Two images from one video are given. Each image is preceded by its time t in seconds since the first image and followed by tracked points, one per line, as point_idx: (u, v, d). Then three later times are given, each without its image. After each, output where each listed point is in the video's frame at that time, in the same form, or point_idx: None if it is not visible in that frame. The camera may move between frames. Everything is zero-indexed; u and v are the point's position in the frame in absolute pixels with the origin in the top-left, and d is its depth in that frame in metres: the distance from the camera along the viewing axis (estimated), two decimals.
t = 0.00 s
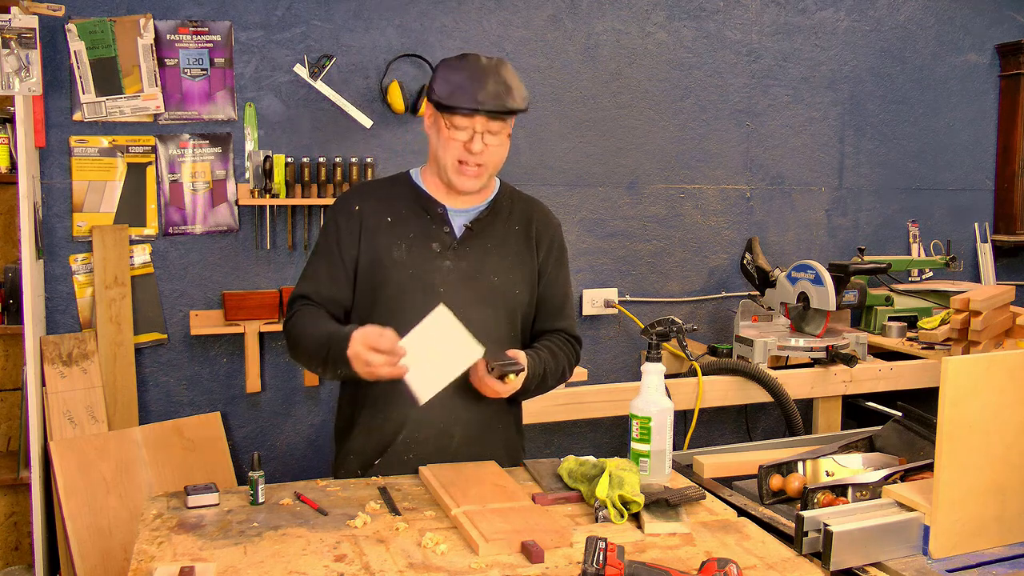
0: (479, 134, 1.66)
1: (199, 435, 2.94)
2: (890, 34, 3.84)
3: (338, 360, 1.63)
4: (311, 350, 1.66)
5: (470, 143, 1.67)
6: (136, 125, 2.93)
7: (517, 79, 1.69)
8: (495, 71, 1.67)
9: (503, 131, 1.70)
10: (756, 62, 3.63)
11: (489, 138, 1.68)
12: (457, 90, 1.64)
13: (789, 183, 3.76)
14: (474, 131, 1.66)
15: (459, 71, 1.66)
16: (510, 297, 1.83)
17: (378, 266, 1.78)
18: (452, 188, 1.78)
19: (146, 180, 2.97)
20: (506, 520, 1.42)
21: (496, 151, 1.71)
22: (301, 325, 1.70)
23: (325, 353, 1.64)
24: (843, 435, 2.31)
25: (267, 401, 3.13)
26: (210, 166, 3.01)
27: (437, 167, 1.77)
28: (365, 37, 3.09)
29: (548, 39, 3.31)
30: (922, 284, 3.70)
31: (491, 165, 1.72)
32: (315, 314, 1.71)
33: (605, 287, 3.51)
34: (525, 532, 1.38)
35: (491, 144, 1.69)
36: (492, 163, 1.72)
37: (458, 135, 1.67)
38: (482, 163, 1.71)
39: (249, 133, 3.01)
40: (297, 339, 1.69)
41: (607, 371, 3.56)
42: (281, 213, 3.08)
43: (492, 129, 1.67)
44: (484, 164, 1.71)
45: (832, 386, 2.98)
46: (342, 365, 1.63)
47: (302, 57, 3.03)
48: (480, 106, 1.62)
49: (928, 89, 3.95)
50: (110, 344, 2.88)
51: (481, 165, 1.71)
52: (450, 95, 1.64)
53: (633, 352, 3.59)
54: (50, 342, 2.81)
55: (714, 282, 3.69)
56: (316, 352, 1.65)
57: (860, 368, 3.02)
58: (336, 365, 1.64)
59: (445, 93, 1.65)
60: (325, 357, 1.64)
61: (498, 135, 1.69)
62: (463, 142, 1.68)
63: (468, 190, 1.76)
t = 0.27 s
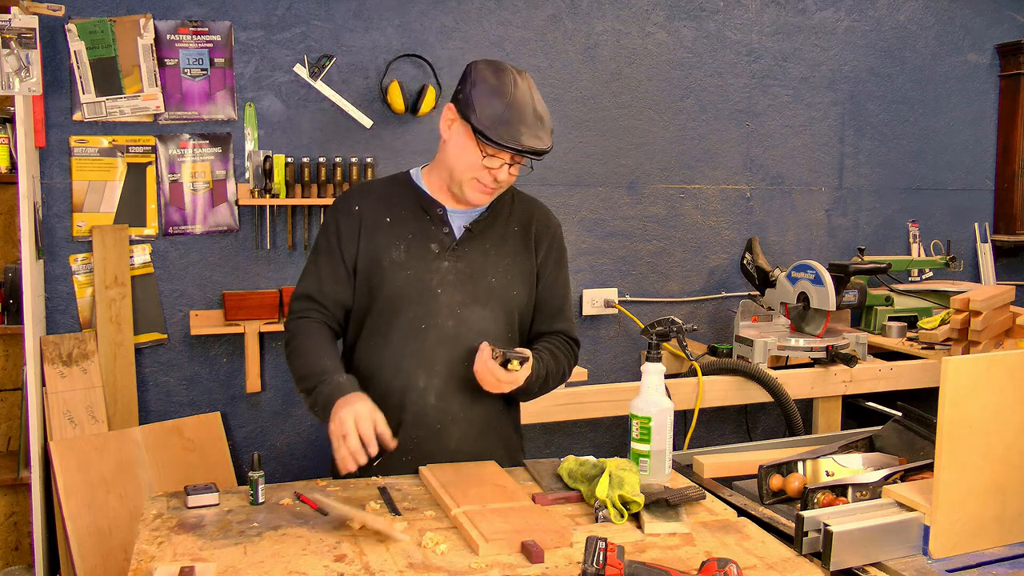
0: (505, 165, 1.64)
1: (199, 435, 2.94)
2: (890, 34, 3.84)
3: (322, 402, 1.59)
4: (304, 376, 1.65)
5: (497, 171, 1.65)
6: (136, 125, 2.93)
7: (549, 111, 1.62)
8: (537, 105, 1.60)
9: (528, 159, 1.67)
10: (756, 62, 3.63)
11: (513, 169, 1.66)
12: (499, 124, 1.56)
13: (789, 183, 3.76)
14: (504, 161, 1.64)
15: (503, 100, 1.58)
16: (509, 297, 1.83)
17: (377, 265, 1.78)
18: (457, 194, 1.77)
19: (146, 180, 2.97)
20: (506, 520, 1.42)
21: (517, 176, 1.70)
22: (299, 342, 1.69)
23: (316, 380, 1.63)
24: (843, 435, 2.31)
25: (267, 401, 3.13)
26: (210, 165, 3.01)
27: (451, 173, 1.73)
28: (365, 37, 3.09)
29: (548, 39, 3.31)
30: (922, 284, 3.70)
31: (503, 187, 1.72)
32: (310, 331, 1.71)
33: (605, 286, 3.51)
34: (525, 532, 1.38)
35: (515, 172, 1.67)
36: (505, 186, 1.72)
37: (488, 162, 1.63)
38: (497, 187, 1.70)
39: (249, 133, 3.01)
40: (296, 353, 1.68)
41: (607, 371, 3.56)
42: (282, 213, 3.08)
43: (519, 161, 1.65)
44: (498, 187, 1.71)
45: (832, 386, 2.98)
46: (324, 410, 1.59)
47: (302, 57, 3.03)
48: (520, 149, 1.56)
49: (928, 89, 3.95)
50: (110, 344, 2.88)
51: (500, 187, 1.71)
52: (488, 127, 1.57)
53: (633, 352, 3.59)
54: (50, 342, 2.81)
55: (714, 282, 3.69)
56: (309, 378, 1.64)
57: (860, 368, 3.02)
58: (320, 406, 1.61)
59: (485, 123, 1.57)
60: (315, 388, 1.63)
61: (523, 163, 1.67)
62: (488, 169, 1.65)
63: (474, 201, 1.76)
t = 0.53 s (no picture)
0: (499, 163, 1.63)
1: (199, 435, 2.94)
2: (890, 34, 3.84)
3: (362, 357, 1.62)
4: (327, 351, 1.65)
5: (490, 170, 1.64)
6: (136, 125, 2.93)
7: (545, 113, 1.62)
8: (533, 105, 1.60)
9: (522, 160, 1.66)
10: (756, 62, 3.63)
11: (508, 168, 1.65)
12: (492, 120, 1.56)
13: (789, 183, 3.76)
14: (497, 161, 1.62)
15: (497, 97, 1.57)
16: (509, 299, 1.83)
17: (377, 265, 1.78)
18: (455, 193, 1.77)
19: (146, 180, 2.97)
20: (506, 520, 1.42)
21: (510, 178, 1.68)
22: (312, 328, 1.68)
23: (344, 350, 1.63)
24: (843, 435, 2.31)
25: (267, 401, 3.13)
26: (210, 166, 3.02)
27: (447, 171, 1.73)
28: (365, 37, 3.09)
29: (548, 39, 3.31)
30: (922, 284, 3.71)
31: (500, 188, 1.70)
32: (321, 312, 1.71)
33: (605, 287, 3.51)
34: (525, 532, 1.38)
35: (508, 173, 1.66)
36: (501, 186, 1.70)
37: (481, 160, 1.62)
38: (493, 186, 1.69)
39: (249, 133, 3.01)
40: (308, 341, 1.68)
41: (607, 371, 3.56)
42: (282, 212, 3.08)
43: (513, 161, 1.63)
44: (493, 187, 1.69)
45: (832, 386, 2.99)
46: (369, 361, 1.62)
47: (302, 57, 3.03)
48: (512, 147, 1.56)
49: (928, 89, 3.95)
50: (110, 343, 2.88)
51: (492, 187, 1.69)
52: (483, 123, 1.56)
53: (633, 352, 3.59)
54: (50, 342, 2.81)
55: (714, 282, 3.69)
56: (334, 351, 1.64)
57: (860, 368, 3.02)
58: (359, 364, 1.62)
59: (478, 119, 1.57)
60: (344, 356, 1.63)
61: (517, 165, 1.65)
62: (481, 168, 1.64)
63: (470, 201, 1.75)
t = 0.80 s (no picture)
0: (498, 153, 1.61)
1: (199, 435, 2.94)
2: (890, 34, 3.84)
3: (383, 347, 1.62)
4: (343, 346, 1.65)
5: (489, 159, 1.62)
6: (136, 125, 2.93)
7: (537, 97, 1.62)
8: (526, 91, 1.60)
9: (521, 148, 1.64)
10: (756, 62, 3.63)
11: (507, 157, 1.63)
12: (484, 109, 1.56)
13: (789, 183, 3.76)
14: (495, 148, 1.61)
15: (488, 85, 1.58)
16: (509, 299, 1.83)
17: (377, 266, 1.78)
18: (455, 191, 1.75)
19: (146, 180, 2.97)
20: (506, 520, 1.42)
21: (511, 167, 1.66)
22: (323, 324, 1.69)
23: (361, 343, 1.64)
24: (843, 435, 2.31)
25: (267, 401, 3.13)
26: (210, 165, 3.01)
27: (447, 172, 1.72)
28: (365, 37, 3.09)
29: (548, 39, 3.31)
30: (922, 284, 3.71)
31: (501, 180, 1.69)
32: (329, 309, 1.72)
33: (605, 287, 3.51)
34: (525, 532, 1.38)
35: (509, 161, 1.64)
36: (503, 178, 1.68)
37: (479, 149, 1.61)
38: (494, 178, 1.67)
39: (249, 133, 3.01)
40: (317, 340, 1.68)
41: (607, 371, 3.56)
42: (282, 212, 3.08)
43: (512, 148, 1.62)
44: (495, 179, 1.67)
45: (832, 386, 2.98)
46: (388, 353, 1.62)
47: (302, 57, 3.03)
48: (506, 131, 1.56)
49: (927, 89, 3.95)
50: (110, 343, 2.88)
51: (494, 178, 1.67)
52: (476, 110, 1.57)
53: (633, 352, 3.59)
54: (50, 342, 2.81)
55: (714, 282, 3.69)
56: (351, 345, 1.65)
57: (860, 368, 3.02)
58: (378, 355, 1.63)
59: (472, 109, 1.57)
60: (363, 347, 1.64)
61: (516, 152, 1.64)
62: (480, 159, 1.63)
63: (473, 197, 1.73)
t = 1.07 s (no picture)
0: (484, 122, 1.68)
1: (199, 435, 2.94)
2: (890, 34, 3.84)
3: (388, 358, 1.63)
4: (347, 351, 1.66)
5: (479, 132, 1.69)
6: (136, 125, 2.93)
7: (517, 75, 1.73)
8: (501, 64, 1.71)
9: (509, 123, 1.72)
10: (756, 62, 3.63)
11: (495, 128, 1.69)
12: (462, 80, 1.67)
13: (789, 183, 3.76)
14: (483, 120, 1.68)
15: (462, 64, 1.70)
16: (510, 298, 1.83)
17: (378, 265, 1.78)
18: (454, 183, 1.78)
19: (146, 180, 2.97)
20: (506, 520, 1.42)
21: (503, 143, 1.72)
22: (327, 326, 1.69)
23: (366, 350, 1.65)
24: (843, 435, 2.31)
25: (267, 401, 3.13)
26: (210, 165, 3.01)
27: (443, 167, 1.77)
28: (365, 37, 3.09)
29: (548, 39, 3.31)
30: (922, 284, 3.71)
31: (496, 158, 1.72)
32: (332, 311, 1.72)
33: (605, 287, 3.51)
34: (525, 532, 1.38)
35: (498, 134, 1.70)
36: (497, 155, 1.72)
37: (466, 123, 1.68)
38: (488, 155, 1.71)
39: (249, 133, 3.01)
40: (321, 342, 1.68)
41: (607, 371, 3.56)
42: (281, 212, 3.08)
43: (499, 119, 1.69)
44: (490, 155, 1.71)
45: (832, 386, 2.98)
46: (392, 364, 1.63)
47: (302, 57, 3.03)
48: (486, 92, 1.66)
49: (927, 89, 3.95)
50: (110, 343, 2.88)
51: (488, 156, 1.71)
52: (458, 84, 1.67)
53: (633, 352, 3.59)
54: (50, 342, 2.81)
55: (714, 282, 3.69)
56: (355, 351, 1.66)
57: (860, 368, 3.02)
58: (382, 365, 1.64)
59: (450, 84, 1.68)
60: (367, 355, 1.65)
61: (505, 127, 1.71)
62: (468, 133, 1.69)
63: (473, 184, 1.75)
